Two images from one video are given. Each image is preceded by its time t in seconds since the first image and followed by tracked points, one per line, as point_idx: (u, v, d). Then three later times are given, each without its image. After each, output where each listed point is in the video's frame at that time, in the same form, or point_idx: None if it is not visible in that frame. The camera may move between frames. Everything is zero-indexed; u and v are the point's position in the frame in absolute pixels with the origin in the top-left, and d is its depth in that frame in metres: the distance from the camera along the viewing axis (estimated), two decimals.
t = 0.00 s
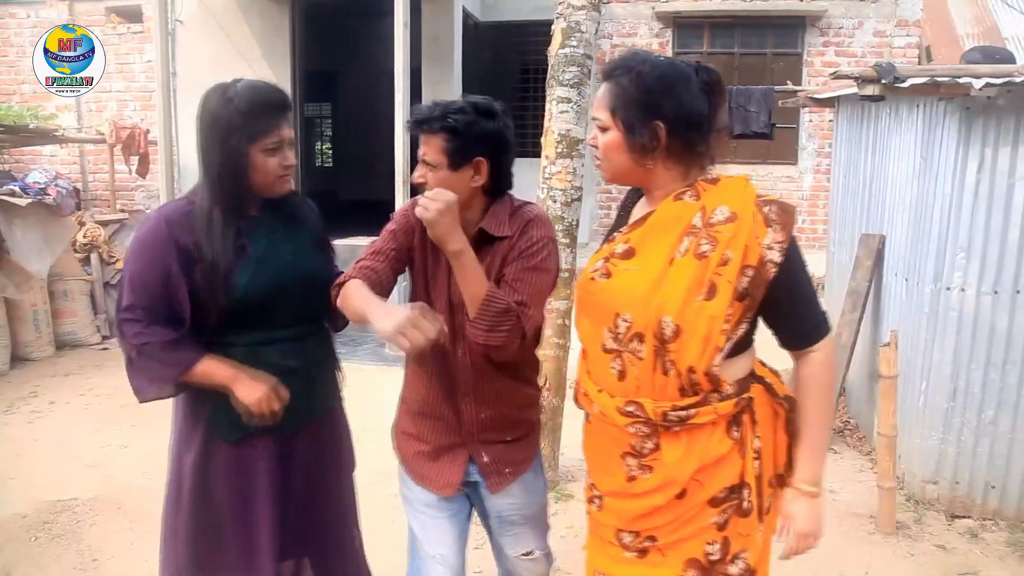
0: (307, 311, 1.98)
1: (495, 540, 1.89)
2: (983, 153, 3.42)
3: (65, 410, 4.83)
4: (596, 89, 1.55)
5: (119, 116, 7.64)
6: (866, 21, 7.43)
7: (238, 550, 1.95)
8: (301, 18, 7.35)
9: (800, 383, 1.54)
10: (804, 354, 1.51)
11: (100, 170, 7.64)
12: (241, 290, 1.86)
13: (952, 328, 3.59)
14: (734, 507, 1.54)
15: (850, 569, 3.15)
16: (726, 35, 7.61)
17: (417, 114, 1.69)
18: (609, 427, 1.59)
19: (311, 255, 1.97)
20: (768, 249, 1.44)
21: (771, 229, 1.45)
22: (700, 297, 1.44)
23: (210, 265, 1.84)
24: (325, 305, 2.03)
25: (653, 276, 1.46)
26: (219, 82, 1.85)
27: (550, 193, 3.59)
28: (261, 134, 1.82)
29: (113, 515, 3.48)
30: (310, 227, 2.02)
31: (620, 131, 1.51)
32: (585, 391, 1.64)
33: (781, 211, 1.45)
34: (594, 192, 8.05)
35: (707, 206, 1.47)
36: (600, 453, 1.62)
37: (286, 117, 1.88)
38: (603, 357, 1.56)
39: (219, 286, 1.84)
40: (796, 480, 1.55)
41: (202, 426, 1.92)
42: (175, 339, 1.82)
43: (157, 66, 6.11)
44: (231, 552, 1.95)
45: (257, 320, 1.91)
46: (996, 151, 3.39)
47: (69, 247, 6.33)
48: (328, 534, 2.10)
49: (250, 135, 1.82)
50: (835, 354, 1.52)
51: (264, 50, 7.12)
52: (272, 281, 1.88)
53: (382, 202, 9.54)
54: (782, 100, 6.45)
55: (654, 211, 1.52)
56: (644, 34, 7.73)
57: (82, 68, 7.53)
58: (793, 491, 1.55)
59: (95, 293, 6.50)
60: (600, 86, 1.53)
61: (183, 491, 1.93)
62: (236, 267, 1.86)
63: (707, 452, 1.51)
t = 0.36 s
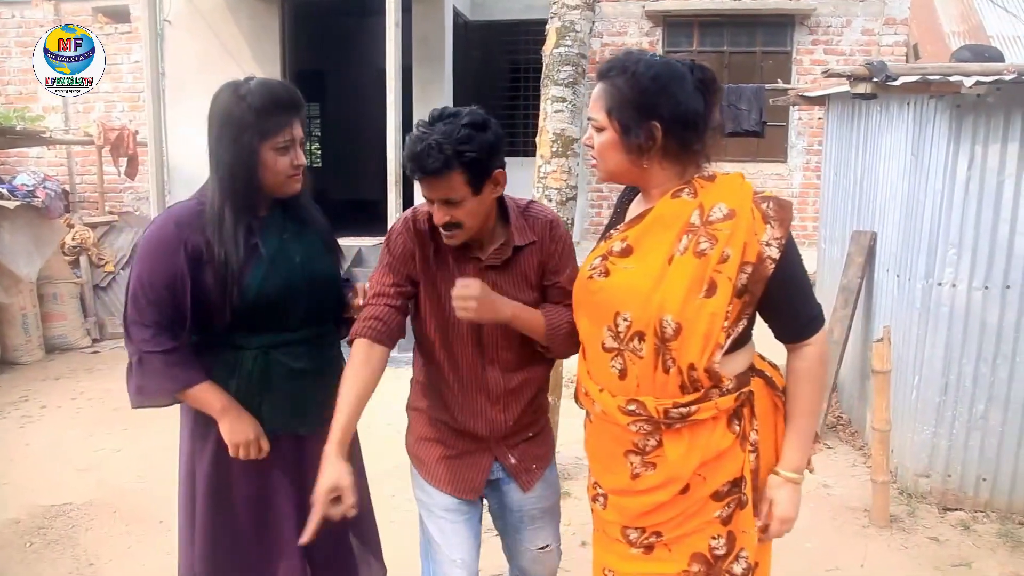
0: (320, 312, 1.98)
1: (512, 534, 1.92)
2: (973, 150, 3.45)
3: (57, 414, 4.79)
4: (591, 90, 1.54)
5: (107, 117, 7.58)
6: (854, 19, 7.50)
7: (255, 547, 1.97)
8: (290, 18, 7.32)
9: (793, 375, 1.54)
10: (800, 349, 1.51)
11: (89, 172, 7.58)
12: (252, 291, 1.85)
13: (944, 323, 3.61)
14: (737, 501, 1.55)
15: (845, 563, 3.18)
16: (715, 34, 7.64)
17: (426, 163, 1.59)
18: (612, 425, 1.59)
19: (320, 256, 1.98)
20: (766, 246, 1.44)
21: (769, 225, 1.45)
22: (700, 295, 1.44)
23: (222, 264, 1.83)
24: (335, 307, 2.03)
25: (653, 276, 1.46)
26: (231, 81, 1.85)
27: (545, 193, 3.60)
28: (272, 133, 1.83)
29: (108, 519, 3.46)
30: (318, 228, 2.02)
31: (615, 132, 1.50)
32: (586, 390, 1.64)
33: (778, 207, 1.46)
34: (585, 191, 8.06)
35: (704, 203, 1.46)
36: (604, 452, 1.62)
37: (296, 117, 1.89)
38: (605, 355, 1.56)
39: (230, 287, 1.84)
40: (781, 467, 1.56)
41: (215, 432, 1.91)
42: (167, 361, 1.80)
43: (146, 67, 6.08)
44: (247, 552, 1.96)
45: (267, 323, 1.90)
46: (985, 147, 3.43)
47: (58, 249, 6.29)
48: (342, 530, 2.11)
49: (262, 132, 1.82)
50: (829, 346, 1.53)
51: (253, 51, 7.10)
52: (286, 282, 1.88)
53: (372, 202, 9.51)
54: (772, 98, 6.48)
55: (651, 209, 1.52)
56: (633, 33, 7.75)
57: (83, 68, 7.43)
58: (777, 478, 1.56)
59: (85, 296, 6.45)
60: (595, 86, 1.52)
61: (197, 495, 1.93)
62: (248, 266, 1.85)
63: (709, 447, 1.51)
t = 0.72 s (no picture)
0: (320, 314, 1.99)
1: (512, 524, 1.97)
2: (966, 150, 3.49)
3: (50, 415, 4.77)
4: (586, 90, 1.56)
5: (99, 116, 7.54)
6: (846, 20, 7.53)
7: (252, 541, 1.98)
8: (282, 17, 7.30)
9: (791, 372, 1.55)
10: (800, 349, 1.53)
11: (80, 172, 7.54)
12: (254, 293, 1.85)
13: (937, 322, 3.65)
14: (738, 500, 1.56)
15: (841, 561, 3.20)
16: (708, 34, 7.66)
17: (477, 105, 1.70)
18: (615, 426, 1.61)
19: (321, 258, 1.98)
20: (762, 245, 1.45)
21: (765, 224, 1.46)
22: (699, 295, 1.44)
23: (223, 265, 1.82)
24: (333, 310, 2.03)
25: (652, 278, 1.47)
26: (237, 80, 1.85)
27: (541, 192, 3.60)
28: (277, 134, 1.83)
29: (104, 520, 3.45)
30: (318, 229, 2.02)
31: (611, 132, 1.52)
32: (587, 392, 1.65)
33: (774, 206, 1.46)
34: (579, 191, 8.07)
35: (701, 204, 1.47)
36: (606, 453, 1.64)
37: (301, 119, 1.89)
38: (604, 357, 1.57)
39: (230, 289, 1.83)
40: (780, 466, 1.59)
41: (212, 426, 1.92)
42: (158, 370, 1.78)
43: (139, 67, 6.06)
44: (245, 547, 1.96)
45: (267, 325, 1.90)
46: (977, 148, 3.46)
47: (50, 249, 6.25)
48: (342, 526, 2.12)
49: (266, 133, 1.82)
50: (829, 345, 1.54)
51: (246, 50, 7.08)
52: (289, 284, 1.88)
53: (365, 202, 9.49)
54: (765, 99, 6.51)
55: (650, 209, 1.53)
56: (626, 33, 7.76)
57: (82, 68, 7.36)
58: (776, 476, 1.59)
59: (78, 296, 6.42)
60: (592, 87, 1.53)
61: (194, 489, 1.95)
62: (250, 267, 1.85)
63: (711, 446, 1.53)
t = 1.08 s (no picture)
0: (317, 315, 1.97)
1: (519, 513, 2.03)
2: (966, 151, 3.50)
3: (47, 414, 4.74)
4: (618, 93, 1.57)
5: (95, 114, 7.50)
6: (844, 20, 7.56)
7: (250, 546, 1.96)
8: (281, 14, 7.29)
9: (813, 382, 1.56)
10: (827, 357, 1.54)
11: (77, 169, 7.51)
12: (250, 293, 1.84)
13: (937, 322, 3.66)
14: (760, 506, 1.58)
15: (842, 560, 3.20)
16: (707, 33, 7.67)
17: (464, 89, 1.71)
18: (644, 432, 1.62)
19: (321, 257, 1.97)
20: (796, 253, 1.47)
21: (799, 233, 1.48)
22: (733, 302, 1.47)
23: (222, 265, 1.82)
24: (332, 310, 2.02)
25: (684, 284, 1.49)
26: (244, 81, 1.85)
27: (543, 191, 3.60)
28: (279, 135, 1.82)
29: (104, 519, 3.43)
30: (320, 229, 2.01)
31: (649, 135, 1.52)
32: (614, 398, 1.66)
33: (809, 214, 1.50)
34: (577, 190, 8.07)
35: (735, 210, 1.50)
36: (633, 458, 1.65)
37: (306, 121, 1.88)
38: (633, 363, 1.59)
39: (228, 288, 1.83)
40: (791, 476, 1.57)
41: (211, 425, 1.92)
42: (137, 365, 1.79)
43: (138, 64, 6.03)
44: (245, 551, 1.96)
45: (264, 324, 1.89)
46: (977, 148, 3.48)
47: (47, 247, 6.23)
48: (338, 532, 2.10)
49: (268, 133, 1.81)
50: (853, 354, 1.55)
51: (243, 47, 7.07)
52: (288, 285, 1.87)
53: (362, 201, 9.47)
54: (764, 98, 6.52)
55: (683, 212, 1.54)
56: (625, 32, 7.76)
57: (82, 68, 7.34)
58: (788, 486, 1.57)
59: (75, 294, 6.40)
60: (627, 90, 1.54)
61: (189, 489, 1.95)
62: (248, 268, 1.84)
63: (741, 452, 1.56)
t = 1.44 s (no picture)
0: (293, 318, 1.94)
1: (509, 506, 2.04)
2: (959, 150, 3.52)
3: (37, 417, 4.70)
4: (700, 92, 1.56)
5: (84, 115, 7.44)
6: (835, 21, 7.58)
7: (227, 551, 1.93)
8: (271, 14, 7.26)
9: (897, 395, 1.57)
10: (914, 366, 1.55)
11: (65, 170, 7.45)
12: (222, 295, 1.82)
13: (931, 322, 3.66)
14: (837, 520, 1.61)
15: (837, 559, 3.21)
16: (699, 33, 7.68)
17: (461, 86, 1.71)
18: (721, 445, 1.61)
19: (297, 260, 1.94)
20: (890, 262, 1.47)
21: (892, 241, 1.48)
22: (828, 313, 1.48)
23: (192, 266, 1.80)
24: (311, 313, 2.00)
25: (772, 293, 1.50)
26: (220, 80, 1.84)
27: (537, 191, 3.59)
28: (254, 135, 1.80)
29: (95, 524, 3.40)
30: (298, 230, 1.98)
31: (730, 137, 1.52)
32: (689, 408, 1.64)
33: (900, 221, 1.50)
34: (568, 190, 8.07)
35: (827, 217, 1.50)
36: (706, 472, 1.65)
37: (284, 121, 1.85)
38: (714, 373, 1.59)
39: (200, 290, 1.81)
40: (888, 492, 1.56)
41: (188, 427, 1.90)
42: (119, 370, 1.76)
43: (127, 65, 5.99)
44: (222, 555, 1.93)
45: (237, 327, 1.88)
46: (970, 147, 3.50)
47: (35, 249, 6.18)
48: (317, 540, 2.05)
49: (243, 133, 1.79)
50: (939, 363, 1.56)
51: (234, 47, 7.04)
52: (259, 287, 1.85)
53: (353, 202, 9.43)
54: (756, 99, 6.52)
55: (767, 215, 1.55)
56: (616, 33, 7.76)
57: (82, 68, 7.32)
58: (885, 503, 1.56)
59: (64, 297, 6.34)
60: (708, 90, 1.54)
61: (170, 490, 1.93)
62: (218, 270, 1.82)
63: (821, 466, 1.57)
